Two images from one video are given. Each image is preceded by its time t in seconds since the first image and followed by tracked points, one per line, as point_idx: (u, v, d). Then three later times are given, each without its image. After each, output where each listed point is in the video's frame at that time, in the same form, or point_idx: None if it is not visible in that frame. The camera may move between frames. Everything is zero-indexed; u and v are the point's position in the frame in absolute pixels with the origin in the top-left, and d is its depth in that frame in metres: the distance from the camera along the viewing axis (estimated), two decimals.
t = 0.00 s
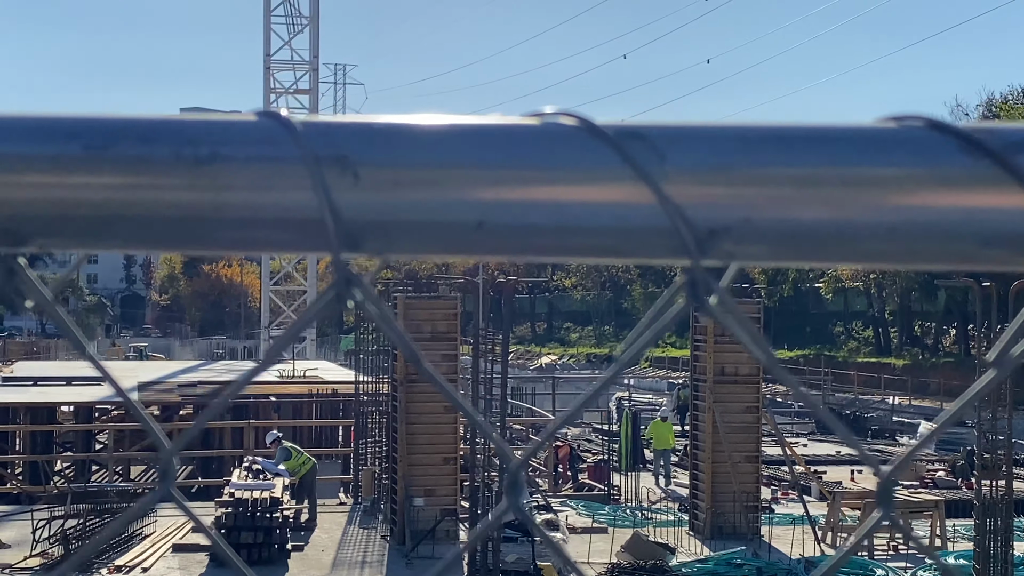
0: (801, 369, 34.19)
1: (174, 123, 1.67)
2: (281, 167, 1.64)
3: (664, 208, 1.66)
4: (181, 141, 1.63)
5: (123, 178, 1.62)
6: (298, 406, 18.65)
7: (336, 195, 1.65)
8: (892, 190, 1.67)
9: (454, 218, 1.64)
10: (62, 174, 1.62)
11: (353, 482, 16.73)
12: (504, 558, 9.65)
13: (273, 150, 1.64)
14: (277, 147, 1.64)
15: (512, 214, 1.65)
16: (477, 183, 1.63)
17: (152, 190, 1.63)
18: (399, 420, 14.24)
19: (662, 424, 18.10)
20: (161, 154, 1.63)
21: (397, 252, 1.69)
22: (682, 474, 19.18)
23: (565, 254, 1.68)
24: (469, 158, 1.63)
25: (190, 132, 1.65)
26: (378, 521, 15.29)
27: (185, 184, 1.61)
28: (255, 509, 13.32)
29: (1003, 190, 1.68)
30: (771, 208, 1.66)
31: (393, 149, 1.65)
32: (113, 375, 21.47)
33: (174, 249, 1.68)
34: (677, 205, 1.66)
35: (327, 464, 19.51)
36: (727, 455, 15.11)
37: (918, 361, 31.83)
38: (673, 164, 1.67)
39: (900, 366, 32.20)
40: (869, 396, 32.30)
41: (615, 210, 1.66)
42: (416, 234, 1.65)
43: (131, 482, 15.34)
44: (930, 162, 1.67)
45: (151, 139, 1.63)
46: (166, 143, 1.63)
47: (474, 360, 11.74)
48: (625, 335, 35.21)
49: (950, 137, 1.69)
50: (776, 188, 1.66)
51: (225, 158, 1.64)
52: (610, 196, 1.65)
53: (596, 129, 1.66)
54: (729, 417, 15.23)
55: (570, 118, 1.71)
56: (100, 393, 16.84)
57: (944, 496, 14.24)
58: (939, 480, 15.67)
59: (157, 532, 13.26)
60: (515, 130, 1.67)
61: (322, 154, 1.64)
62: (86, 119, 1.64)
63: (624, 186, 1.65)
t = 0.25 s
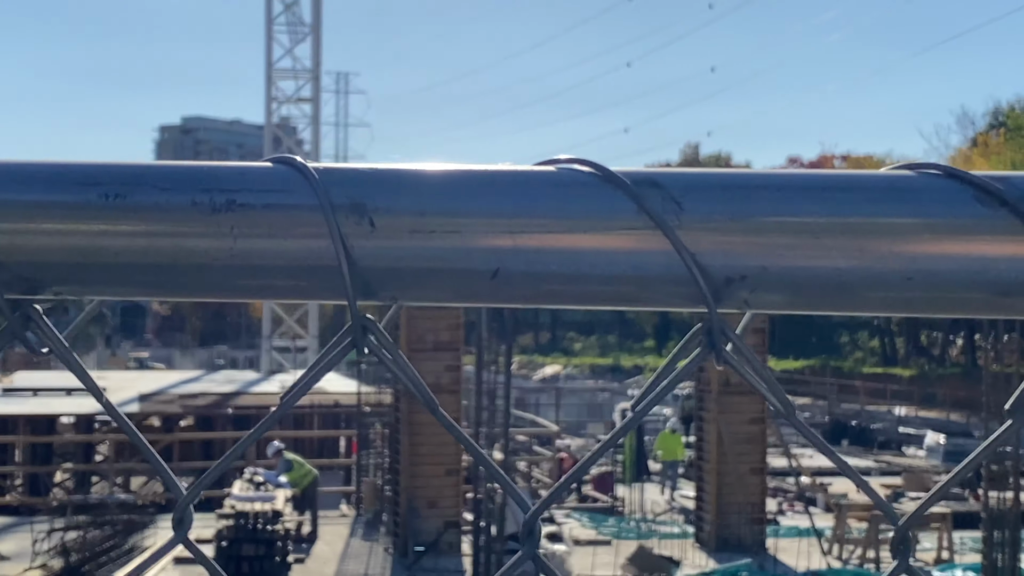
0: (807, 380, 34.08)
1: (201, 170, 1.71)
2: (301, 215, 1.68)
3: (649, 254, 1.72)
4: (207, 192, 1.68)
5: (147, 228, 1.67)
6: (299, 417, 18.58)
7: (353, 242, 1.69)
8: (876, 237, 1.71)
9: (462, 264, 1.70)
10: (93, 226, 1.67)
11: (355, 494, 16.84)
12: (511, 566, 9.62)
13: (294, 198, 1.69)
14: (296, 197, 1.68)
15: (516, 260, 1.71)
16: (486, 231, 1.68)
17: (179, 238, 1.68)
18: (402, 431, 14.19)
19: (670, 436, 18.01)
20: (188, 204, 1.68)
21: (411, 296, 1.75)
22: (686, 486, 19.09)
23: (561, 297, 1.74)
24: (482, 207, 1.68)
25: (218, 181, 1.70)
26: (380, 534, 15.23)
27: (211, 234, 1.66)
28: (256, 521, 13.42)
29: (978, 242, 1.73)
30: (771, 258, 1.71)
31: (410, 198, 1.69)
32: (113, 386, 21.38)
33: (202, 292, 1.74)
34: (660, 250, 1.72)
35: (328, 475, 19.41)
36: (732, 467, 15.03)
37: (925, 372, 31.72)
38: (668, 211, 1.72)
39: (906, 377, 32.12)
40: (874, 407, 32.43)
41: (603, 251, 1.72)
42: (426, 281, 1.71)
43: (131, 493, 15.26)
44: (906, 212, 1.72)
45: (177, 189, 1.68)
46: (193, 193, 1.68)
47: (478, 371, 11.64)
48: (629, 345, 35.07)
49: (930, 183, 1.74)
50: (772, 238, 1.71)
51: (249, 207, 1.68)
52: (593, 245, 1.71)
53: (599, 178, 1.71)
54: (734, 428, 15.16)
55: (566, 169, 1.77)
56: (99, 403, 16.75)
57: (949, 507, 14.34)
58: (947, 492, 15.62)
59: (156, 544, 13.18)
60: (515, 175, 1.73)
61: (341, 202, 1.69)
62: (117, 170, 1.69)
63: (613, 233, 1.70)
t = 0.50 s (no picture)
0: (811, 388, 34.15)
1: (218, 211, 1.69)
2: (317, 254, 1.67)
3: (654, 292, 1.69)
4: (224, 231, 1.67)
5: (163, 267, 1.67)
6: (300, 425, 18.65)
7: (369, 280, 1.68)
8: (886, 275, 1.68)
9: (473, 302, 1.69)
10: (104, 265, 1.66)
11: (358, 502, 16.90)
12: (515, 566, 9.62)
13: (313, 238, 1.67)
14: (313, 236, 1.67)
15: (530, 299, 1.69)
16: (503, 270, 1.66)
17: (193, 277, 1.67)
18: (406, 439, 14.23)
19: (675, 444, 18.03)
20: (207, 245, 1.67)
21: (425, 333, 1.74)
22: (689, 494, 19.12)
23: (572, 336, 1.72)
24: (500, 246, 1.66)
25: (238, 223, 1.68)
26: (383, 541, 15.30)
27: (228, 273, 1.65)
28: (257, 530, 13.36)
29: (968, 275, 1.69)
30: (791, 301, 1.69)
31: (430, 237, 1.67)
32: (114, 394, 21.40)
33: (220, 330, 1.73)
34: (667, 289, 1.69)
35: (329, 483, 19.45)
36: (736, 474, 15.08)
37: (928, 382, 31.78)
38: (682, 251, 1.69)
39: (909, 386, 32.22)
40: (878, 414, 32.51)
41: (606, 290, 1.69)
42: (438, 318, 1.70)
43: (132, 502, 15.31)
44: (918, 252, 1.69)
45: (196, 230, 1.67)
46: (209, 233, 1.67)
47: (481, 378, 11.72)
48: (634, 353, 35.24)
49: (936, 225, 1.71)
50: (791, 277, 1.68)
51: (266, 248, 1.67)
52: (595, 281, 1.69)
53: (616, 217, 1.68)
54: (739, 436, 15.20)
55: (576, 209, 1.74)
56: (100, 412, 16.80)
57: (955, 514, 14.40)
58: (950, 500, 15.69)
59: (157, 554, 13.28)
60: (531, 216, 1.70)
61: (356, 244, 1.67)
62: (133, 213, 1.68)
63: (621, 271, 1.68)
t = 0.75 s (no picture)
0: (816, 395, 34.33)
1: (239, 271, 1.93)
2: (333, 308, 1.91)
3: (665, 348, 1.93)
4: (241, 287, 1.91)
5: (180, 322, 1.91)
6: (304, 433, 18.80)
7: (384, 336, 1.92)
8: (881, 330, 1.91)
9: (488, 359, 1.92)
10: (123, 319, 1.91)
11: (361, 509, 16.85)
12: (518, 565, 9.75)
13: (328, 294, 1.91)
14: (327, 292, 1.91)
15: (544, 354, 1.92)
16: (510, 325, 1.90)
17: (216, 333, 1.91)
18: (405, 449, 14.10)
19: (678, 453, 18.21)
20: (224, 300, 1.91)
21: (438, 386, 1.98)
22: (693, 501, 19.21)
23: (588, 391, 1.98)
24: (503, 301, 1.90)
25: (251, 279, 1.92)
26: (385, 549, 15.38)
27: (246, 329, 1.89)
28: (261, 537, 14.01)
29: (969, 335, 1.92)
30: (755, 352, 1.92)
31: (439, 294, 1.91)
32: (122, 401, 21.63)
33: (237, 384, 1.97)
34: (676, 342, 1.93)
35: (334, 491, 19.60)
36: (741, 483, 14.98)
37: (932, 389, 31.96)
38: (696, 307, 1.93)
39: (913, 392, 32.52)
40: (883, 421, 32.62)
41: (615, 346, 1.93)
42: (450, 370, 1.93)
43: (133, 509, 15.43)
44: (867, 306, 1.91)
45: (214, 286, 1.91)
46: (226, 290, 1.90)
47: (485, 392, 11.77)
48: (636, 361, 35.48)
49: (928, 280, 1.95)
50: (784, 332, 1.91)
51: (282, 303, 1.91)
52: (611, 337, 1.93)
53: (629, 271, 1.94)
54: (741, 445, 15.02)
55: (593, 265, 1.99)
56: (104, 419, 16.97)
57: (960, 522, 14.40)
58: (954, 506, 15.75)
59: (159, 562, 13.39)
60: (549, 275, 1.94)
61: (373, 299, 1.91)
62: (150, 268, 1.93)
63: (636, 326, 1.92)
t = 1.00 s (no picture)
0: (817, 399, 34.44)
1: (259, 334, 2.31)
2: (347, 367, 2.28)
3: (676, 405, 2.29)
4: (256, 350, 2.28)
5: (193, 381, 2.27)
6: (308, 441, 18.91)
7: (397, 397, 2.29)
8: (876, 393, 2.27)
9: (500, 420, 2.29)
10: (141, 380, 2.27)
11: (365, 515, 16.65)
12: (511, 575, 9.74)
13: (342, 354, 2.28)
14: (342, 351, 2.29)
15: (555, 417, 2.29)
16: (514, 386, 2.27)
17: (235, 395, 2.28)
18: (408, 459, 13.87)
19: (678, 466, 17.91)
20: (238, 361, 2.28)
21: (449, 441, 2.36)
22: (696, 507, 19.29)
23: (587, 448, 2.34)
24: (496, 361, 2.26)
25: (265, 345, 2.30)
26: (389, 555, 15.41)
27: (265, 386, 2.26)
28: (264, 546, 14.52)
29: (955, 399, 2.28)
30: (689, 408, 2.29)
31: (453, 355, 2.28)
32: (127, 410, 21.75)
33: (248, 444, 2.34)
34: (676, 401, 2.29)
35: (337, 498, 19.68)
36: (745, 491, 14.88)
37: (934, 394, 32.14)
38: (703, 367, 2.29)
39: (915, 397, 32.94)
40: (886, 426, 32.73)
41: (634, 407, 2.29)
42: (465, 428, 2.31)
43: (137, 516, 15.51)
44: (819, 368, 2.27)
45: (228, 348, 2.28)
46: (241, 352, 2.28)
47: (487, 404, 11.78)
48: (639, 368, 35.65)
49: (911, 349, 2.31)
50: (761, 389, 2.28)
51: (296, 364, 2.28)
52: (642, 401, 2.29)
53: (639, 335, 2.30)
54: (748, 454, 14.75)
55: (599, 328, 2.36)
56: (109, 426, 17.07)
57: (965, 527, 14.48)
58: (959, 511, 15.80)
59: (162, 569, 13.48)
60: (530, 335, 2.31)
61: (386, 361, 2.28)
62: (163, 333, 2.29)
63: (647, 388, 2.28)
